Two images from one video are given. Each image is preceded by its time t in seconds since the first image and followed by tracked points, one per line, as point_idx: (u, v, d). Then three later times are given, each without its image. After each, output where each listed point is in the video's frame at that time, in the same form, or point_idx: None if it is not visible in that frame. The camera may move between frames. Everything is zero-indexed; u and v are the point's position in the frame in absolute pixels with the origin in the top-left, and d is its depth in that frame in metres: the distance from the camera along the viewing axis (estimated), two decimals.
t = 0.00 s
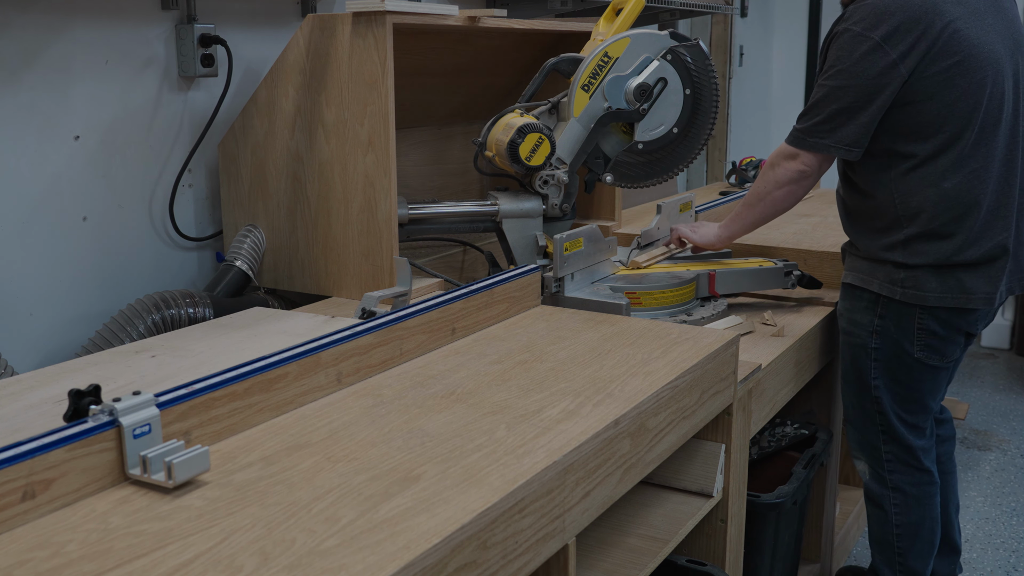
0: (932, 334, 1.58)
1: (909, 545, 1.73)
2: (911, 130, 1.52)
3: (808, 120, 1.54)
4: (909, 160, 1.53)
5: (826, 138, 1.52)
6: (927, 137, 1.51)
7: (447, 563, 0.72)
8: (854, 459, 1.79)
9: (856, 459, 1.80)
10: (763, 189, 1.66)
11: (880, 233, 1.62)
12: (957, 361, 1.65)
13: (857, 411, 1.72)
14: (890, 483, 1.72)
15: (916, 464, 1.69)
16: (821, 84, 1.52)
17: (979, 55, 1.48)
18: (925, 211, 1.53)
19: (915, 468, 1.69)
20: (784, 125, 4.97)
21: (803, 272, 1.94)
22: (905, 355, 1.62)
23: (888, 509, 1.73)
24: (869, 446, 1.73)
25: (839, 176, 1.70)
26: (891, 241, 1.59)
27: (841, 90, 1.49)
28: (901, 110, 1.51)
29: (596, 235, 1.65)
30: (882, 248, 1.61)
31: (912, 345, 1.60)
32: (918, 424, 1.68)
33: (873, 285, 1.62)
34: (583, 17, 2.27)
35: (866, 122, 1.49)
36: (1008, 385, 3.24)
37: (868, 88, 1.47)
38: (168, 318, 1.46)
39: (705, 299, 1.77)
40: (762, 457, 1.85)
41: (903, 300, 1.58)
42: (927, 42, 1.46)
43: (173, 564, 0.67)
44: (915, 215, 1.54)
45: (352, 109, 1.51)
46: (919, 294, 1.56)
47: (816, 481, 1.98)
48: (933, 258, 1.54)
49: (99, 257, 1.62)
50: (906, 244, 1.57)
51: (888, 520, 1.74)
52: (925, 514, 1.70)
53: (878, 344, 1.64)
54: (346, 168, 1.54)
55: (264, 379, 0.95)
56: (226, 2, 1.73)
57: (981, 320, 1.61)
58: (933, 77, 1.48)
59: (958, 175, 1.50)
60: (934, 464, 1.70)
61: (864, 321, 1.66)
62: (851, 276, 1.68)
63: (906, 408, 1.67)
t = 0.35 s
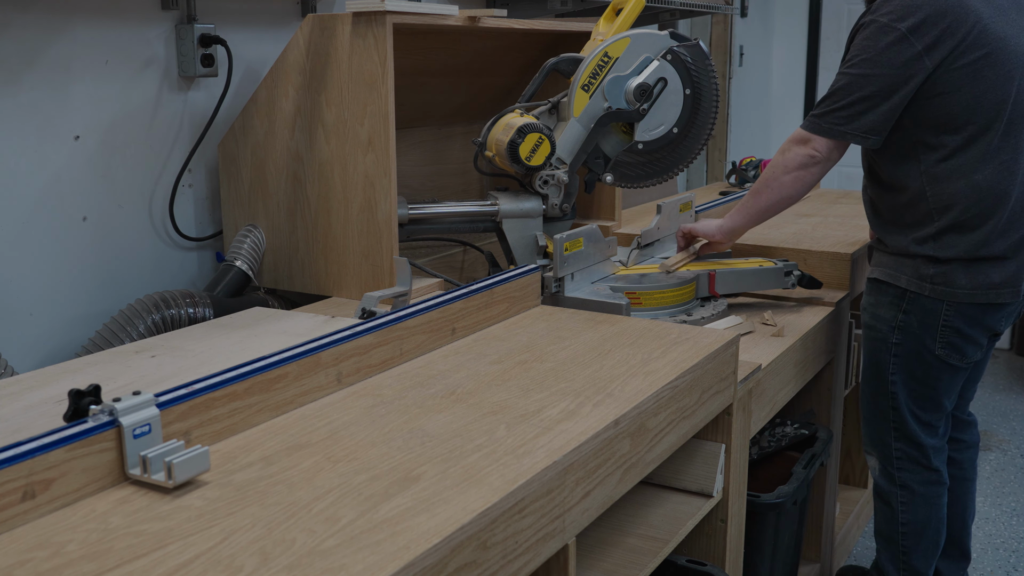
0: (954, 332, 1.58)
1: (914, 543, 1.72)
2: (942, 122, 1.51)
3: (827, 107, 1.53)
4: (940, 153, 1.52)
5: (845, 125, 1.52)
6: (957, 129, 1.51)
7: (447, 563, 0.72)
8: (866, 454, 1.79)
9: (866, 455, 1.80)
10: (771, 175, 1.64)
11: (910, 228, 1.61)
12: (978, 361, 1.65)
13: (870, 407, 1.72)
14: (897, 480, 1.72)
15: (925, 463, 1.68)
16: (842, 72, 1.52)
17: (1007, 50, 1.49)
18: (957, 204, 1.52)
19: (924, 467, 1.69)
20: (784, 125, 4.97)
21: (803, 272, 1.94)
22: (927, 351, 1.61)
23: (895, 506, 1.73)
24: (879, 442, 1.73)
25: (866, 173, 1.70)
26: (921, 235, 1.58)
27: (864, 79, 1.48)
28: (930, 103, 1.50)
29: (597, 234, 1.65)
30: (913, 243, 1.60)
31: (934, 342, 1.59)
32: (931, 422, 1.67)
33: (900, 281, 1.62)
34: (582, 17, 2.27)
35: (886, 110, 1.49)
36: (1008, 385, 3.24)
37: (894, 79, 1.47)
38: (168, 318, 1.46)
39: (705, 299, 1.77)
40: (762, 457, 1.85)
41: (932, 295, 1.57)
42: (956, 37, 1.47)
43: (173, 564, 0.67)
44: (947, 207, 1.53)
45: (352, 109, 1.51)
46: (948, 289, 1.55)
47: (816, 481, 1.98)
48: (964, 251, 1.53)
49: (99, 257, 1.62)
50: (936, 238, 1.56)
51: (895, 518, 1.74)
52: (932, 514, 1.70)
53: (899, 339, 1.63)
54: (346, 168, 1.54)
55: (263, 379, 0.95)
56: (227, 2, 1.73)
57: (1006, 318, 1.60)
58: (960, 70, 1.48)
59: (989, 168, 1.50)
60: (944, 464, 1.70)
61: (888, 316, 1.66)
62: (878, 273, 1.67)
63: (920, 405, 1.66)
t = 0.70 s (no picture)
0: (963, 333, 1.57)
1: (921, 552, 1.71)
2: (964, 109, 1.50)
3: (859, 88, 1.50)
4: (959, 141, 1.51)
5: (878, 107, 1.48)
6: (978, 116, 1.50)
7: (447, 563, 0.72)
8: (860, 461, 1.78)
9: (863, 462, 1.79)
10: (802, 161, 1.57)
11: (922, 221, 1.59)
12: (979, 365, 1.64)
13: (873, 411, 1.70)
14: (898, 486, 1.71)
15: (926, 468, 1.67)
16: (872, 54, 1.50)
17: None
18: (972, 194, 1.51)
19: (925, 473, 1.68)
20: (784, 125, 4.97)
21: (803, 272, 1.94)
22: (933, 354, 1.59)
23: (898, 513, 1.72)
24: (880, 447, 1.71)
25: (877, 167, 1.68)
26: (935, 228, 1.56)
27: (895, 59, 1.46)
28: (955, 88, 1.49)
29: (597, 234, 1.65)
30: (924, 238, 1.58)
31: (941, 344, 1.58)
32: (928, 430, 1.66)
33: (911, 279, 1.59)
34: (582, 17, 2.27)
35: (919, 93, 1.47)
36: (1008, 385, 3.24)
37: (925, 59, 1.45)
38: (168, 318, 1.46)
39: (705, 299, 1.77)
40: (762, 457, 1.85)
41: (945, 293, 1.55)
42: (985, 21, 1.47)
43: (173, 564, 0.67)
44: (960, 199, 1.53)
45: (352, 109, 1.51)
46: (960, 288, 1.54)
47: (816, 481, 1.98)
48: (981, 244, 1.52)
49: (99, 256, 1.62)
50: (953, 230, 1.54)
51: (897, 527, 1.73)
52: (935, 521, 1.69)
53: (906, 339, 1.61)
54: (346, 168, 1.54)
55: (263, 379, 0.95)
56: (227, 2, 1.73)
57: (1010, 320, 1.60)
58: (986, 56, 1.48)
59: (1009, 159, 1.49)
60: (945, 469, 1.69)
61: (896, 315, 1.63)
62: (889, 270, 1.64)
63: (921, 411, 1.65)
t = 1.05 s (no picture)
0: (980, 346, 1.50)
1: None
2: (961, 111, 1.44)
3: (854, 85, 1.42)
4: (960, 145, 1.45)
5: (874, 106, 1.41)
6: (978, 119, 1.43)
7: (448, 562, 0.72)
8: (866, 495, 1.66)
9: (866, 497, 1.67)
10: (792, 159, 1.48)
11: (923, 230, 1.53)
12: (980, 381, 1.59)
13: (886, 439, 1.59)
14: (908, 520, 1.59)
15: (941, 501, 1.57)
16: (869, 51, 1.42)
17: None
18: (973, 202, 1.45)
19: (939, 506, 1.57)
20: (784, 125, 4.97)
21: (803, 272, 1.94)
22: (951, 370, 1.51)
23: (906, 551, 1.60)
24: (892, 480, 1.60)
25: (874, 178, 1.60)
26: (942, 236, 1.50)
27: (892, 55, 1.39)
28: (954, 88, 1.43)
29: (597, 234, 1.65)
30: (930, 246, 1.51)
31: (959, 359, 1.50)
32: (944, 458, 1.56)
33: (919, 291, 1.51)
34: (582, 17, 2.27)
35: (918, 91, 1.40)
36: (1008, 385, 3.24)
37: (925, 55, 1.39)
38: (168, 318, 1.46)
39: (705, 299, 1.77)
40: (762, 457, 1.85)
41: (957, 304, 1.48)
42: (986, 19, 1.41)
43: (173, 563, 0.67)
44: (962, 207, 1.46)
45: (352, 109, 1.51)
46: (975, 298, 1.47)
47: (816, 480, 1.98)
48: (991, 252, 1.45)
49: (98, 257, 1.62)
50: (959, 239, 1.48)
51: (903, 566, 1.61)
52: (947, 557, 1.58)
53: (922, 356, 1.51)
54: (346, 168, 1.54)
55: (263, 379, 0.95)
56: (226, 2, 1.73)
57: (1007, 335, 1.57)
58: (986, 55, 1.41)
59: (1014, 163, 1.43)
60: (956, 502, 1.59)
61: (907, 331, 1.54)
62: (893, 284, 1.56)
63: (938, 435, 1.55)
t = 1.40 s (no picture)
0: (933, 379, 1.25)
1: None
2: (918, 140, 1.20)
3: (803, 108, 1.14)
4: (915, 169, 1.21)
5: (825, 132, 1.13)
6: (936, 139, 1.19)
7: (448, 562, 0.72)
8: (823, 532, 1.40)
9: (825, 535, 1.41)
10: (733, 187, 1.18)
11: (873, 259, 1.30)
12: (951, 417, 1.32)
13: (837, 475, 1.34)
14: (867, 564, 1.33)
15: (903, 542, 1.30)
16: (817, 70, 1.16)
17: (1002, 52, 1.18)
18: (934, 227, 1.21)
19: (902, 548, 1.31)
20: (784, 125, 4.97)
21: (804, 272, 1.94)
22: (901, 405, 1.26)
23: None
24: (847, 518, 1.34)
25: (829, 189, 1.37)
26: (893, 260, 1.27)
27: (846, 77, 1.13)
28: (910, 110, 1.18)
29: (596, 234, 1.64)
30: (882, 275, 1.29)
31: (909, 392, 1.26)
32: (905, 492, 1.30)
33: (865, 319, 1.29)
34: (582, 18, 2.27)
35: (877, 117, 1.14)
36: (1008, 385, 3.23)
37: (882, 78, 1.13)
38: (168, 318, 1.46)
39: (705, 299, 1.77)
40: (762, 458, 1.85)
41: (905, 335, 1.25)
42: (949, 33, 1.15)
43: (173, 564, 0.67)
44: (918, 233, 1.23)
45: (352, 109, 1.51)
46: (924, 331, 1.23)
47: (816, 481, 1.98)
48: (946, 276, 1.22)
49: (95, 258, 1.62)
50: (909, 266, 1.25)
51: None
52: None
53: (868, 390, 1.28)
54: (346, 168, 1.54)
55: (264, 379, 0.95)
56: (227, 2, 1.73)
57: (985, 365, 1.30)
58: (950, 73, 1.16)
59: (975, 189, 1.19)
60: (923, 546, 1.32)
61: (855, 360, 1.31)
62: (845, 311, 1.33)
63: (895, 471, 1.29)
